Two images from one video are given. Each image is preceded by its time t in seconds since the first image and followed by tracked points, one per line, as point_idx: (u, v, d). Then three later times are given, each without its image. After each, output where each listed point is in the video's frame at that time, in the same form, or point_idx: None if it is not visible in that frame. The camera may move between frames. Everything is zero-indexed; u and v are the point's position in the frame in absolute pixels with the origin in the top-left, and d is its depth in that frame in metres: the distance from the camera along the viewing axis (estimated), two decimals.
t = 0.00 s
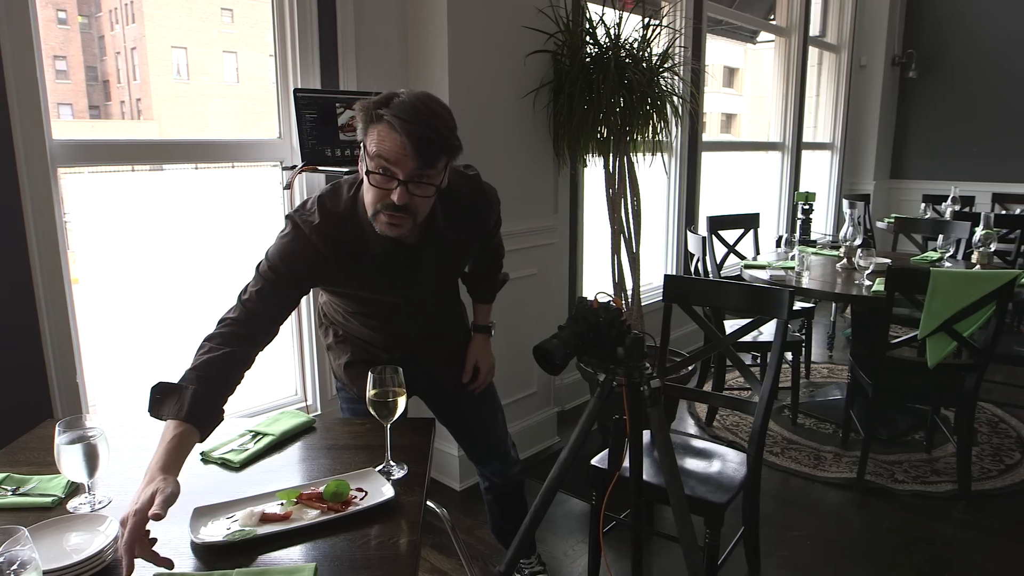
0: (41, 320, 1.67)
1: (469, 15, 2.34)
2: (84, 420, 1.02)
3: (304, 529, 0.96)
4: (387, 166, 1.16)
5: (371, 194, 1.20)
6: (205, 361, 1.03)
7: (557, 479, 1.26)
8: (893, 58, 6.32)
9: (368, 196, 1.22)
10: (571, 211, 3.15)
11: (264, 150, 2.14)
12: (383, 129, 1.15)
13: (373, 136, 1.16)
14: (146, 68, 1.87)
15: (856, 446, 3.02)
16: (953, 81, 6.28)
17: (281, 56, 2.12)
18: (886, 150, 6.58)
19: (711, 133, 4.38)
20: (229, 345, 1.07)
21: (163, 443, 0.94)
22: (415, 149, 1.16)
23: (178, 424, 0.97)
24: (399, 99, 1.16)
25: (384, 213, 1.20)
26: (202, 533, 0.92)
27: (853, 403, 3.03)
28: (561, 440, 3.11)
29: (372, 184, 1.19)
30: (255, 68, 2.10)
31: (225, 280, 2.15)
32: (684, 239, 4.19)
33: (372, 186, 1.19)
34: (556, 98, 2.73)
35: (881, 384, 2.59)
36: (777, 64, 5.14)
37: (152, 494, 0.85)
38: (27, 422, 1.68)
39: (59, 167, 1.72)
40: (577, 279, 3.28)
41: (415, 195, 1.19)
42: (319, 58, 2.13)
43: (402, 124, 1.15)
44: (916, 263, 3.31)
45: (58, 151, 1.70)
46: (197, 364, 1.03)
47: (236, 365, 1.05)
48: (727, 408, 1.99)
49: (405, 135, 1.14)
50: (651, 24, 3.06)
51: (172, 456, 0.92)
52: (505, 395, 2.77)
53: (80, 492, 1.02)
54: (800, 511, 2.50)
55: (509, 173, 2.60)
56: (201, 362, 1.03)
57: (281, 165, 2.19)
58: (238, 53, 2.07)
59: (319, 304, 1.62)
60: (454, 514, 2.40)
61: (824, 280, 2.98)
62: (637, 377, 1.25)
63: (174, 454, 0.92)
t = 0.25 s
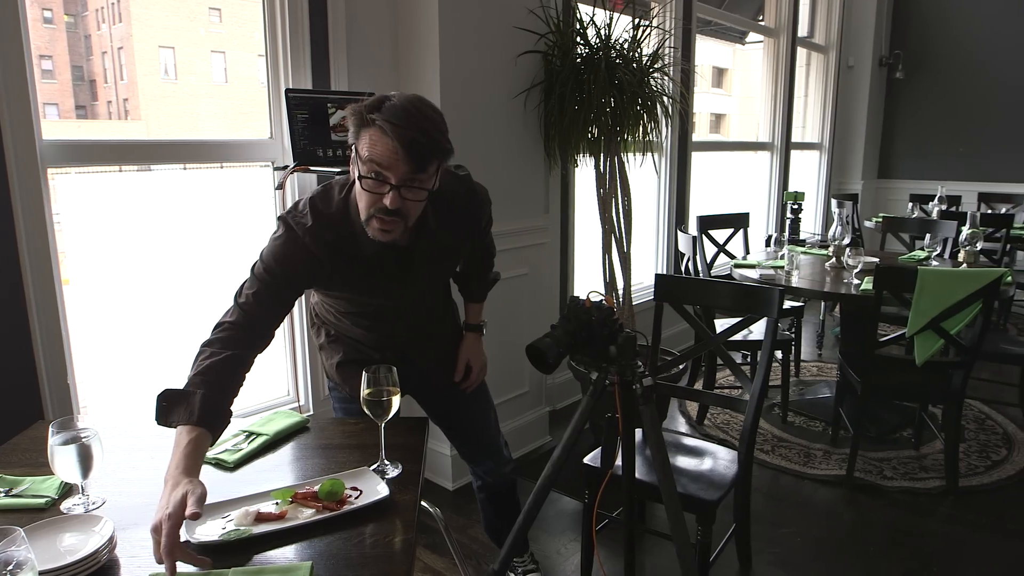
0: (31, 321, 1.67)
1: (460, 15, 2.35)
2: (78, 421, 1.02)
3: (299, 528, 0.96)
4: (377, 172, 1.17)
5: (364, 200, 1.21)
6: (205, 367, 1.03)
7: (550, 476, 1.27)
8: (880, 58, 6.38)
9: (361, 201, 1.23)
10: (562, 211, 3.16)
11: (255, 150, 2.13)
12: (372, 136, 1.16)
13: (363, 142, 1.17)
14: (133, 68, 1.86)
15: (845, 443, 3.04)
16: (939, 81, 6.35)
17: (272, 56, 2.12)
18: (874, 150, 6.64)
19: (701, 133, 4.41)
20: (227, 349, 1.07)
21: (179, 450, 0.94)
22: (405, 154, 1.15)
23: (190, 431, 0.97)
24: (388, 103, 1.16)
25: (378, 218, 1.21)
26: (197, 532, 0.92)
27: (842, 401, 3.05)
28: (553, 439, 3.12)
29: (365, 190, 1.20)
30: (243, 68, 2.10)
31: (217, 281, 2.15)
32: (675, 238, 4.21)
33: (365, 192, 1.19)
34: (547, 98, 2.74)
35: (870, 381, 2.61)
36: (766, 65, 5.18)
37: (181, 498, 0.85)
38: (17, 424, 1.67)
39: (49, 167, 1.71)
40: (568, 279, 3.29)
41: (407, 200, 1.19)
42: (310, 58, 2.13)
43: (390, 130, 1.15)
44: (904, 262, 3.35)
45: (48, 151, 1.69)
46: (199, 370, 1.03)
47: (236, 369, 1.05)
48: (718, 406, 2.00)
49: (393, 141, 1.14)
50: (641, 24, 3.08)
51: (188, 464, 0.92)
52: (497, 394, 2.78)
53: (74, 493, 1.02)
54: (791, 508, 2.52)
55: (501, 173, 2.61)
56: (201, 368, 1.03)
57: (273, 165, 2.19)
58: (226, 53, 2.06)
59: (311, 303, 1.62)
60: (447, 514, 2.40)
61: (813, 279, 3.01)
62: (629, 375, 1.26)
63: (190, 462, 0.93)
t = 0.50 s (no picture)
0: (28, 321, 1.67)
1: (455, 15, 2.35)
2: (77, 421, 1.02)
3: (299, 526, 0.97)
4: (377, 172, 1.17)
5: (365, 199, 1.22)
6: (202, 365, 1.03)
7: (548, 474, 1.28)
8: (873, 59, 6.42)
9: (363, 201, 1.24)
10: (557, 211, 3.17)
11: (251, 150, 2.13)
12: (372, 136, 1.16)
13: (363, 143, 1.17)
14: (126, 67, 1.84)
15: (839, 441, 3.06)
16: (932, 82, 6.39)
17: (268, 56, 2.12)
18: (867, 150, 6.67)
19: (695, 133, 4.43)
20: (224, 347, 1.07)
21: (167, 448, 0.94)
22: (404, 154, 1.16)
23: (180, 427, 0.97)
24: (388, 103, 1.17)
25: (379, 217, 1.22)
26: (198, 531, 0.93)
27: (836, 399, 3.07)
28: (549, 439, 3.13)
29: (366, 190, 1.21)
30: (236, 68, 2.09)
31: (211, 281, 2.14)
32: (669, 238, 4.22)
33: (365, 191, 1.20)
34: (542, 99, 2.74)
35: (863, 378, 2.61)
36: (760, 65, 5.20)
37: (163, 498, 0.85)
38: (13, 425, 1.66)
39: (45, 167, 1.71)
40: (564, 278, 3.30)
41: (408, 200, 1.19)
42: (306, 58, 2.13)
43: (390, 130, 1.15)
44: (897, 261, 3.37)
45: (44, 151, 1.69)
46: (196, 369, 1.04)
47: (233, 368, 1.05)
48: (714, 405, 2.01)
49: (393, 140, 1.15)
50: (636, 25, 3.08)
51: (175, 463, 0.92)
52: (493, 394, 2.79)
53: (73, 492, 1.02)
54: (786, 506, 2.53)
55: (496, 173, 2.62)
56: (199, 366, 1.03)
57: (269, 165, 2.19)
58: (220, 53, 2.05)
59: (308, 303, 1.62)
60: (444, 513, 2.41)
61: (807, 278, 3.02)
62: (626, 374, 1.27)
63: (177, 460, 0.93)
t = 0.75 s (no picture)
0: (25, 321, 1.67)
1: (452, 15, 2.36)
2: (77, 421, 1.02)
3: (300, 524, 0.97)
4: (421, 189, 1.17)
5: (400, 211, 1.21)
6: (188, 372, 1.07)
7: (546, 473, 1.28)
8: (867, 59, 6.45)
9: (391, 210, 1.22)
10: (553, 211, 3.17)
11: (248, 150, 2.14)
12: (415, 155, 1.13)
13: (405, 162, 1.13)
14: (119, 67, 1.84)
15: (835, 440, 3.08)
16: (925, 82, 6.43)
17: (264, 57, 2.12)
18: (861, 150, 6.71)
19: (690, 133, 4.44)
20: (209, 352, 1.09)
21: (179, 413, 1.02)
22: (449, 169, 1.17)
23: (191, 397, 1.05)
24: (411, 119, 1.13)
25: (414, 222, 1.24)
26: (199, 529, 0.93)
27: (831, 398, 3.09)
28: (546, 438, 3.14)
29: (402, 202, 1.19)
30: (230, 68, 2.09)
31: (208, 281, 2.14)
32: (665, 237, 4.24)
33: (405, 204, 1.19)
34: (538, 99, 2.75)
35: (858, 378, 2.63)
36: (754, 65, 5.22)
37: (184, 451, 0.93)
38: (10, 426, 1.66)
39: (43, 168, 1.71)
40: (560, 278, 3.31)
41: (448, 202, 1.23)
42: (303, 59, 2.14)
43: (433, 148, 1.14)
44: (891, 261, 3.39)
45: (42, 152, 1.69)
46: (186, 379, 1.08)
47: (227, 356, 1.10)
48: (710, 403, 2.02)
49: (441, 159, 1.14)
50: (632, 25, 3.10)
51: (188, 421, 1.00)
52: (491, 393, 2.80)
53: (73, 492, 1.03)
54: (781, 503, 2.55)
55: (493, 172, 2.62)
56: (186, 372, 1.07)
57: (266, 165, 2.19)
58: (214, 53, 2.05)
59: (308, 302, 1.62)
60: (441, 512, 2.41)
61: (802, 278, 3.04)
62: (623, 372, 1.27)
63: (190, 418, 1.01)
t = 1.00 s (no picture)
0: (23, 322, 1.67)
1: (449, 15, 2.36)
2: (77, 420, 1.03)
3: (301, 522, 0.98)
4: (466, 177, 1.26)
5: (441, 200, 1.29)
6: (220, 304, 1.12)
7: (545, 472, 1.29)
8: (861, 60, 6.48)
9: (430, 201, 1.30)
10: (550, 211, 3.18)
11: (245, 150, 2.14)
12: (464, 147, 1.22)
13: (454, 153, 1.22)
14: (113, 67, 1.83)
15: (830, 438, 3.09)
16: (919, 82, 6.46)
17: (261, 57, 2.12)
18: (856, 150, 6.73)
19: (685, 133, 4.45)
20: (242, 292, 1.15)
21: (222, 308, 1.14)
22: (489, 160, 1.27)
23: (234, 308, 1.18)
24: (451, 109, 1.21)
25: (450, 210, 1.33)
26: (200, 528, 0.93)
27: (827, 396, 3.10)
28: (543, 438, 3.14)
29: (445, 189, 1.27)
30: (225, 68, 2.09)
31: (205, 281, 2.14)
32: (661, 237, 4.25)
33: (446, 193, 1.28)
34: (535, 99, 2.75)
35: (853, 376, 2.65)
36: (750, 65, 5.23)
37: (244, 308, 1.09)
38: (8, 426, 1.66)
39: (40, 167, 1.71)
40: (557, 277, 3.32)
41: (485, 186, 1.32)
42: (301, 59, 2.14)
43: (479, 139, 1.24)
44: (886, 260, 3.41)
45: (39, 152, 1.69)
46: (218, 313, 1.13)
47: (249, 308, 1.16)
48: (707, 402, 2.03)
49: (486, 149, 1.24)
50: (628, 26, 3.10)
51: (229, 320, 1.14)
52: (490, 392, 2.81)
53: (73, 491, 1.03)
54: (777, 501, 2.56)
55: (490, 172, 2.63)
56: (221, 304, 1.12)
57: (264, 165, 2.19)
58: (209, 53, 2.05)
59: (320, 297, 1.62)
60: (439, 511, 2.42)
61: (798, 277, 3.05)
62: (621, 370, 1.28)
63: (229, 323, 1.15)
